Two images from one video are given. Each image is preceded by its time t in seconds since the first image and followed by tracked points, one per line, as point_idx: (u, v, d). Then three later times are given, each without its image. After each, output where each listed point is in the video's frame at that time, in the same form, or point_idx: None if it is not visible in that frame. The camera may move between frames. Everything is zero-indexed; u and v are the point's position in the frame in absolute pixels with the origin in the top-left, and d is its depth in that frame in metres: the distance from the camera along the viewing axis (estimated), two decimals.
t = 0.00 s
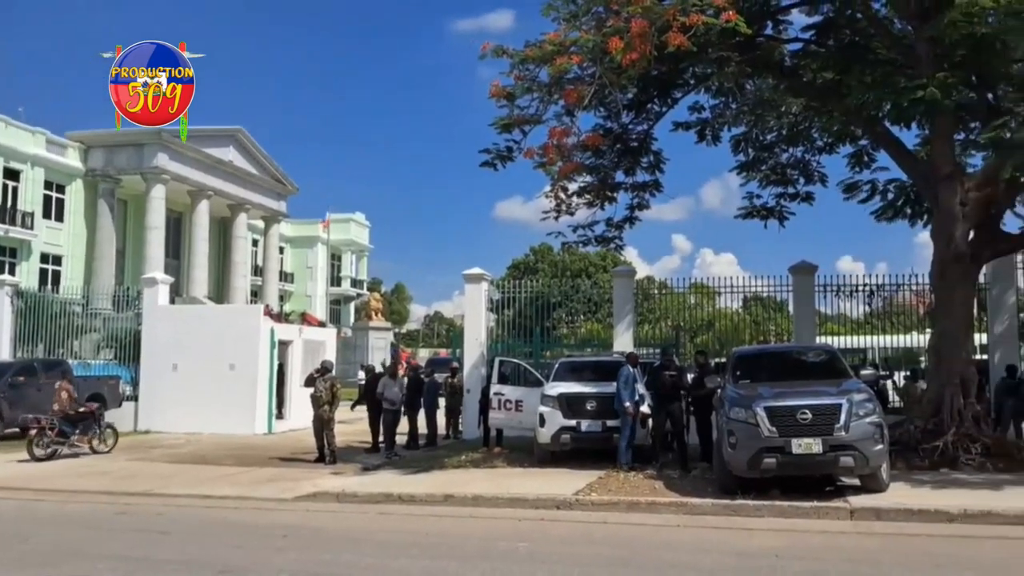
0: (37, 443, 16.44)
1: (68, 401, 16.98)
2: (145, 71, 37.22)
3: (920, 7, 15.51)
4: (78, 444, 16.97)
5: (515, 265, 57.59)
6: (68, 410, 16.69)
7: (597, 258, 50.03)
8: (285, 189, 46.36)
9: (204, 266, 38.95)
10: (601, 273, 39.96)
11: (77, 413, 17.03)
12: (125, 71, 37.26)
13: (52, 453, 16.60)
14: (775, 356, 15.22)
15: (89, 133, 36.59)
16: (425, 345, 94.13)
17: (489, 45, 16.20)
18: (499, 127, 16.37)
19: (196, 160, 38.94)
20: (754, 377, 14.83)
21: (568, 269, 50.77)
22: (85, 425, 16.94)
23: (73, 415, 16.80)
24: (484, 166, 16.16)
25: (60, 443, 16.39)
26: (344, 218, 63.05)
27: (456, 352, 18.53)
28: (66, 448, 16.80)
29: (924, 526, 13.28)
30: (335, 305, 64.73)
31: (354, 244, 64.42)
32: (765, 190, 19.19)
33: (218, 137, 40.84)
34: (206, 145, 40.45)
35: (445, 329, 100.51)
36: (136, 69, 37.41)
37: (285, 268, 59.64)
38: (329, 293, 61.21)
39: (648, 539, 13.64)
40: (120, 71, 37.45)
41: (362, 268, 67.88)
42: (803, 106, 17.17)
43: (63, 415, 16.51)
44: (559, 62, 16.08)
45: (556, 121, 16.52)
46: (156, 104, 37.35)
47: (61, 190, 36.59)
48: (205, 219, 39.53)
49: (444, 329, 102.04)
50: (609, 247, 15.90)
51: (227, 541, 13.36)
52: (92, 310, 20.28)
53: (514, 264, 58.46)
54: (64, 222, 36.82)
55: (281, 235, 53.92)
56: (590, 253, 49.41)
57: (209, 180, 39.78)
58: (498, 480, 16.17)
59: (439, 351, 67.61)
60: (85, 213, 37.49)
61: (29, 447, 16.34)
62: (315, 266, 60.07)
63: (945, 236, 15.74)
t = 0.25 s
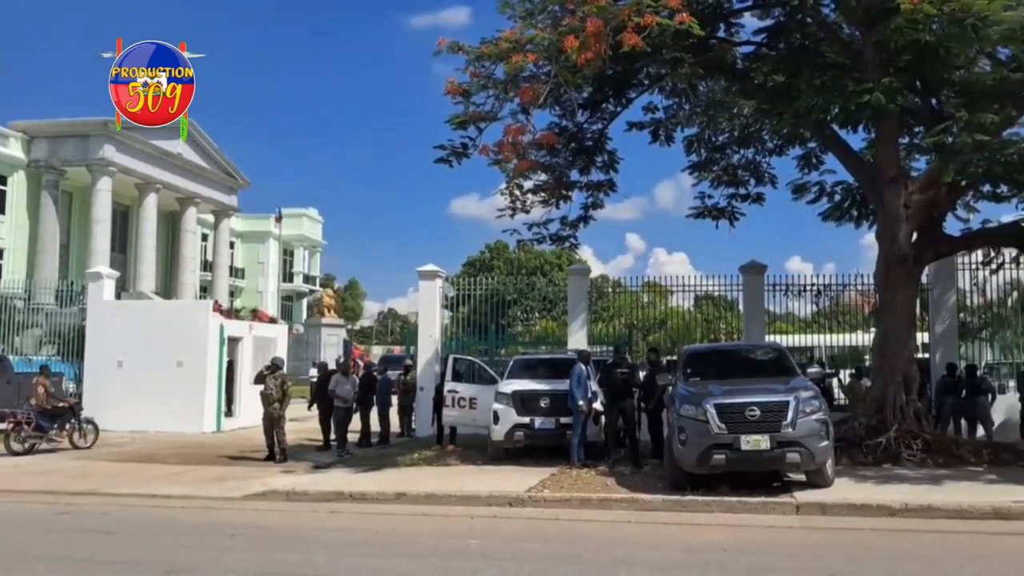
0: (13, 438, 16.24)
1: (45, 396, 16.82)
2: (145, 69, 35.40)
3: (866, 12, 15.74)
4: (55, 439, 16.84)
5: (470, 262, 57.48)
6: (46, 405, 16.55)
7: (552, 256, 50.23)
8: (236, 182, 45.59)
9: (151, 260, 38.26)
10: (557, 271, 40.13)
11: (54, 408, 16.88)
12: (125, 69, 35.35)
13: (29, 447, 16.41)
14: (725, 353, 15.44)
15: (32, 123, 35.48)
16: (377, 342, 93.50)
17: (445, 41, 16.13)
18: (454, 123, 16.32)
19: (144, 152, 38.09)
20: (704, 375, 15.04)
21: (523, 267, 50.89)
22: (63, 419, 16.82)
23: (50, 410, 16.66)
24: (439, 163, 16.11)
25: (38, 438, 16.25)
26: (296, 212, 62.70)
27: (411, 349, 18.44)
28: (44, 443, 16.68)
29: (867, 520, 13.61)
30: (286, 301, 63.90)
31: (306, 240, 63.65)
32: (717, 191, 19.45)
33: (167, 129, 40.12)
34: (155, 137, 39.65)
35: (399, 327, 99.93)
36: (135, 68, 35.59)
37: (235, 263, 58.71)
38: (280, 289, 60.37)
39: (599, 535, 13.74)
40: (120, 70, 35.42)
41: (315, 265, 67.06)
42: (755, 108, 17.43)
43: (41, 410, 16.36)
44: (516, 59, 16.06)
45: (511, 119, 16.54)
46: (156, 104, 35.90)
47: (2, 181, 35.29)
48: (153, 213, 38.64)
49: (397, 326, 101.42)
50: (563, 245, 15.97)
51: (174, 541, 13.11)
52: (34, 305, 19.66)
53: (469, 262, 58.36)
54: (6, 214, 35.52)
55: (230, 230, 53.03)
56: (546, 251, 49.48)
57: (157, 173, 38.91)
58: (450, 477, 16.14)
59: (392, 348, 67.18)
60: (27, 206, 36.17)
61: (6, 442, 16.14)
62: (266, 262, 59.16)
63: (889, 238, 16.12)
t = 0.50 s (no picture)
0: None
1: (28, 393, 16.54)
2: (146, 70, 35.25)
3: (825, 18, 15.88)
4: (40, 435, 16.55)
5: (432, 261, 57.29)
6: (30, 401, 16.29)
7: (516, 255, 50.33)
8: (195, 178, 44.87)
9: (107, 255, 37.56)
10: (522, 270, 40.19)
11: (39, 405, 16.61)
12: (124, 69, 34.90)
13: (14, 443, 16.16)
14: (684, 352, 15.59)
15: None
16: (337, 340, 92.80)
17: (408, 38, 16.04)
18: (417, 120, 16.24)
19: (100, 147, 37.20)
20: (664, 373, 15.17)
21: (487, 266, 50.95)
22: (47, 416, 16.54)
23: (35, 406, 16.36)
24: (402, 160, 16.05)
25: (22, 435, 15.99)
26: (256, 209, 62.10)
27: (371, 348, 18.32)
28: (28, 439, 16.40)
29: (822, 516, 13.84)
30: (246, 299, 63.14)
31: (266, 237, 62.96)
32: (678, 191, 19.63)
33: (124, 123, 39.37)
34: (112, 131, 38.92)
35: (359, 325, 99.31)
36: (136, 68, 35.19)
37: (193, 260, 57.86)
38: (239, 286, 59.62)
39: (559, 533, 13.79)
40: (120, 70, 35.46)
41: (275, 262, 66.36)
42: (715, 110, 17.61)
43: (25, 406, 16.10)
44: (479, 58, 16.03)
45: (474, 117, 16.51)
46: (157, 105, 35.97)
47: None
48: (108, 208, 37.72)
49: (359, 323, 100.77)
50: (526, 244, 15.99)
51: (127, 542, 12.87)
52: None
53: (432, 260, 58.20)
54: None
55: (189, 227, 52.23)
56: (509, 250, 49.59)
57: (114, 167, 38.08)
58: (411, 477, 16.07)
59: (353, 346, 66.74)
60: None
61: None
62: (225, 259, 58.38)
63: (845, 239, 16.40)
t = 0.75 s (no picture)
0: None
1: (21, 389, 16.41)
2: (145, 69, 33.06)
3: (787, 20, 16.01)
4: (35, 431, 16.44)
5: (397, 258, 56.93)
6: (24, 397, 16.18)
7: (481, 252, 50.32)
8: (155, 172, 44.08)
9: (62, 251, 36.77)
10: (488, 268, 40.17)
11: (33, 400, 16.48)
12: (124, 69, 33.29)
13: (9, 440, 16.07)
14: (649, 350, 15.70)
15: None
16: (299, 338, 91.88)
17: (373, 34, 15.94)
18: (382, 117, 16.13)
19: (56, 140, 36.39)
20: (628, 371, 15.27)
21: (452, 263, 50.90)
22: (41, 412, 16.41)
23: (28, 402, 16.26)
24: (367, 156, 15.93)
25: (16, 431, 15.89)
26: (217, 205, 61.30)
27: (333, 346, 18.17)
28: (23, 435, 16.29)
29: (782, 512, 14.03)
30: (207, 296, 62.27)
31: (227, 233, 62.17)
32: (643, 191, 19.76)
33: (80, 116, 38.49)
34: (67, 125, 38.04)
35: (322, 322, 98.55)
36: (136, 67, 33.22)
37: (152, 256, 56.88)
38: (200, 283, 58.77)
39: (523, 530, 13.81)
40: (120, 69, 33.54)
41: (237, 258, 65.54)
42: (679, 110, 17.76)
43: (18, 402, 15.98)
44: (445, 55, 15.97)
45: (440, 114, 16.45)
46: (156, 105, 33.53)
47: None
48: (65, 203, 36.93)
49: (322, 321, 99.95)
50: (492, 242, 15.96)
51: (83, 544, 12.62)
52: None
53: (397, 257, 57.95)
54: None
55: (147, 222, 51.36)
56: (475, 247, 49.56)
57: (71, 161, 37.27)
58: (375, 475, 15.98)
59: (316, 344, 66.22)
60: None
61: None
62: (186, 255, 57.49)
63: (804, 239, 16.65)
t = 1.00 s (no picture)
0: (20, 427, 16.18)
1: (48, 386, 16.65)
2: (146, 68, 27.61)
3: (779, 20, 16.05)
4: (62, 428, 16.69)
5: (390, 258, 56.82)
6: (48, 395, 16.42)
7: (473, 252, 50.33)
8: (145, 171, 43.89)
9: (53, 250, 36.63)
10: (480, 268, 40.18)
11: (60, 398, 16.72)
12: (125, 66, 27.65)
13: (36, 436, 16.34)
14: (640, 349, 15.71)
15: None
16: (291, 337, 91.65)
17: (365, 32, 15.89)
18: (375, 116, 16.11)
19: (45, 138, 36.08)
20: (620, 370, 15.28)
21: (444, 262, 50.88)
22: (67, 409, 16.63)
23: (54, 400, 16.49)
24: (359, 155, 15.85)
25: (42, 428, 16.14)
26: (209, 203, 61.12)
27: (326, 345, 18.13)
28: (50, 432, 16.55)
29: (774, 511, 14.08)
30: (198, 295, 62.07)
31: (219, 231, 61.98)
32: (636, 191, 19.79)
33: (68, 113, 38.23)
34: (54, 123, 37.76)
35: (314, 321, 98.36)
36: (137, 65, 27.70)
37: (143, 254, 56.61)
38: (191, 282, 58.56)
39: (515, 530, 13.81)
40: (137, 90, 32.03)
41: (228, 257, 65.33)
42: (671, 110, 17.77)
43: (45, 400, 16.23)
44: (438, 54, 15.96)
45: (433, 113, 16.43)
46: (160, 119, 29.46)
47: None
48: (55, 202, 36.74)
49: (313, 320, 99.73)
50: (485, 242, 15.94)
51: (73, 544, 12.57)
52: None
53: (389, 256, 57.86)
54: None
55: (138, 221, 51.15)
56: (467, 247, 49.55)
57: (61, 159, 37.05)
58: (367, 474, 15.95)
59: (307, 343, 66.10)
60: None
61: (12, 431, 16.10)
62: (177, 254, 57.27)
63: (796, 239, 16.69)
